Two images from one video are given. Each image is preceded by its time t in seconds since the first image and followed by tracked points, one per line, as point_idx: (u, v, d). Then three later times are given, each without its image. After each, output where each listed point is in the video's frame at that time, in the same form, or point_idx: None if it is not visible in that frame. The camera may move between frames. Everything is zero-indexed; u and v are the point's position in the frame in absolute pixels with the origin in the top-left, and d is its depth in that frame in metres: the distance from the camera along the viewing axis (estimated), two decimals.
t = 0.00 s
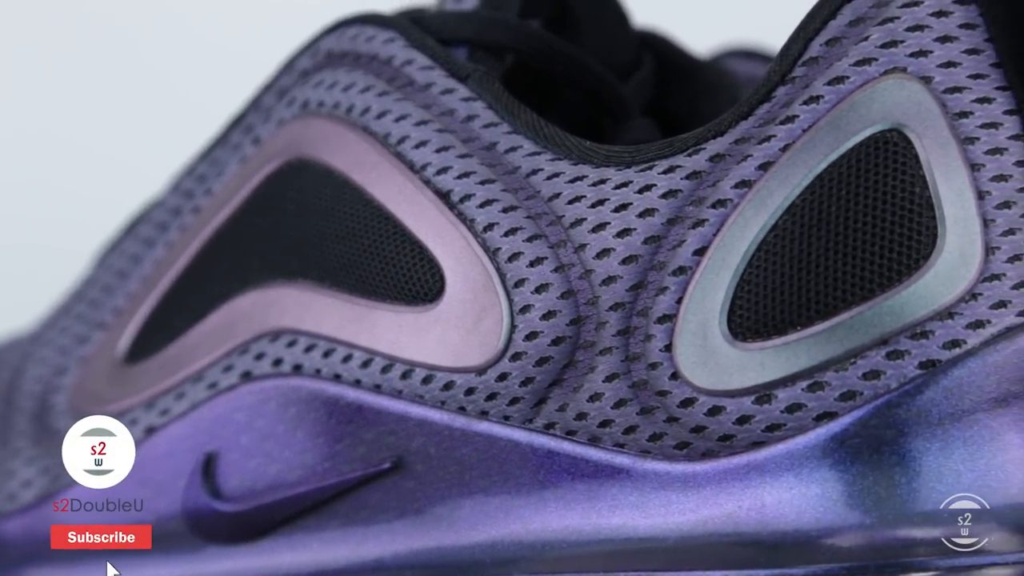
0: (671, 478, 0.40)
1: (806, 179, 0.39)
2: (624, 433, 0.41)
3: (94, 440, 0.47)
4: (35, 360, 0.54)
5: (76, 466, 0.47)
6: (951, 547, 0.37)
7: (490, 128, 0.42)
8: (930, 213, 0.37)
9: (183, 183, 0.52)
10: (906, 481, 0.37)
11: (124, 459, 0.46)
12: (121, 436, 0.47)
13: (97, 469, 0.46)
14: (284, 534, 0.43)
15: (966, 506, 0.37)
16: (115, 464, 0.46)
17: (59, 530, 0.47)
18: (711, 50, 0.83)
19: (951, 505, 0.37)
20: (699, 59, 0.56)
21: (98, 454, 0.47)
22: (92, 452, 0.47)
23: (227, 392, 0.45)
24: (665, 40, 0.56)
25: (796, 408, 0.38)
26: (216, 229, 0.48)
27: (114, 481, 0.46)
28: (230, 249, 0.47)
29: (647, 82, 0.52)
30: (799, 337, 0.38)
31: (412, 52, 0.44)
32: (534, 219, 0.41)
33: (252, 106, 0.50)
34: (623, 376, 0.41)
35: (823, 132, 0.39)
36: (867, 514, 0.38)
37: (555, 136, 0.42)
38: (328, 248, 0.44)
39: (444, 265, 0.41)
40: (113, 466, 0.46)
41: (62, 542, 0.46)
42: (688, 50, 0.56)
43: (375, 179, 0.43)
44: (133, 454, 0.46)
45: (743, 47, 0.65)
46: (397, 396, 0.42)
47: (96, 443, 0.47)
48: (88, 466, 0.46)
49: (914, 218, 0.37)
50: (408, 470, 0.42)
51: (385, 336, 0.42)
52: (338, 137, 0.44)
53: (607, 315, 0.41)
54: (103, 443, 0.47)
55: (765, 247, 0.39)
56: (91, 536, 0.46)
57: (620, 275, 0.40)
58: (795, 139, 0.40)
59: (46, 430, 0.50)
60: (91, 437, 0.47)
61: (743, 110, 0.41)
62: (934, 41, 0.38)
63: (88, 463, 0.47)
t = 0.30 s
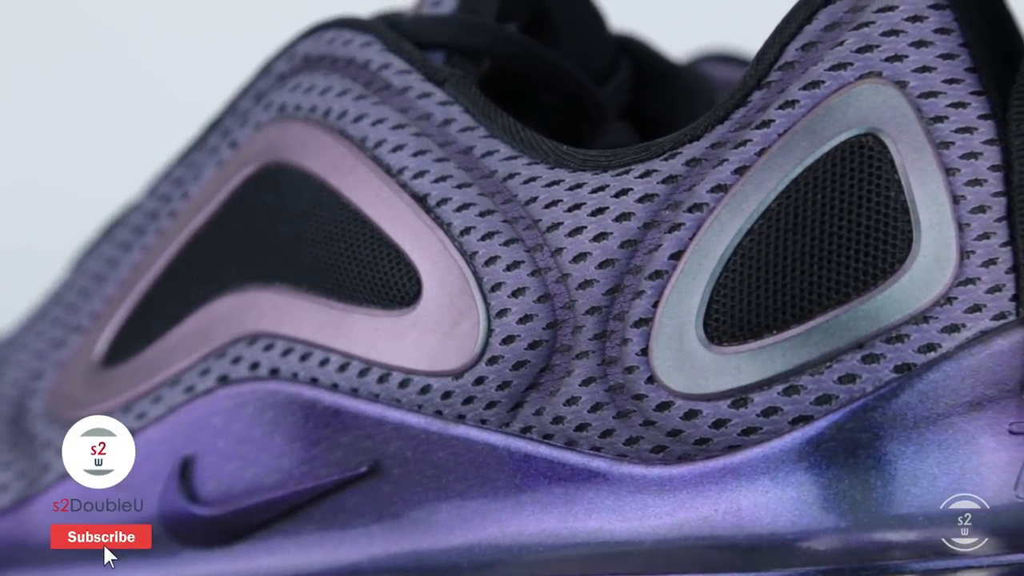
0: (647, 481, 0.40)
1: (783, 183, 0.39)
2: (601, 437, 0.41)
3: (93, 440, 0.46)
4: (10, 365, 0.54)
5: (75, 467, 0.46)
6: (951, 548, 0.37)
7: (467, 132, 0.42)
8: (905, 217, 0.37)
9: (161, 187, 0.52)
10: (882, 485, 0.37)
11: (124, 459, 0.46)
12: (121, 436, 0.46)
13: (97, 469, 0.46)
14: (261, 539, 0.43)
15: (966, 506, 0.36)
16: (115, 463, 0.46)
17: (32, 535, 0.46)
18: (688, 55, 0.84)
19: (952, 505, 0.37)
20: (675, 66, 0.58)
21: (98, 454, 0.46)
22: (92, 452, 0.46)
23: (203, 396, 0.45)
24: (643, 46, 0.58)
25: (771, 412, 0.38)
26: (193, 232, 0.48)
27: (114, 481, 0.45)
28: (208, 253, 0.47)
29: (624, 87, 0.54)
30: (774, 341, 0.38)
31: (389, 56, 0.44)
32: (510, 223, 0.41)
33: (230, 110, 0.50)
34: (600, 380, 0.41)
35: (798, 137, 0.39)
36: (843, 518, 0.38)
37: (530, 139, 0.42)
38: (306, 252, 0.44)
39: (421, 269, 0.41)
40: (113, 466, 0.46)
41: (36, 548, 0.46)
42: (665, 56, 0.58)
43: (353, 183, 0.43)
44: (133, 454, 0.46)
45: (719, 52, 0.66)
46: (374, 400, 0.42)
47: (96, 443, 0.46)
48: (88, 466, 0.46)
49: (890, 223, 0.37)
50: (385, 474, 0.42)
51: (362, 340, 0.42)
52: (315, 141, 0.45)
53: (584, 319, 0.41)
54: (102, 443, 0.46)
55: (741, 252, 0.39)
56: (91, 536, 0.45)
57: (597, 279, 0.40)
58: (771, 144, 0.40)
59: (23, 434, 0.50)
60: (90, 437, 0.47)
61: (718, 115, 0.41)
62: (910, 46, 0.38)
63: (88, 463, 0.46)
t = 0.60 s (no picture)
0: (628, 485, 0.40)
1: (763, 188, 0.39)
2: (582, 441, 0.41)
3: (92, 440, 0.46)
4: None
5: (75, 467, 0.46)
6: (951, 548, 0.37)
7: (448, 136, 0.43)
8: (884, 222, 0.37)
9: (142, 191, 0.52)
10: (862, 489, 0.37)
11: (124, 459, 0.45)
12: (121, 436, 0.46)
13: (97, 469, 0.45)
14: (242, 543, 0.43)
15: (967, 506, 0.37)
16: (116, 464, 0.45)
17: (15, 539, 0.46)
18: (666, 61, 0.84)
19: (952, 505, 0.37)
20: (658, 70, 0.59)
21: (98, 454, 0.46)
22: (92, 452, 0.46)
23: (184, 401, 0.45)
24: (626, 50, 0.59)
25: (751, 416, 0.38)
26: (173, 237, 0.48)
27: (115, 481, 0.45)
28: (189, 257, 0.47)
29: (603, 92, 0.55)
30: (754, 345, 0.38)
31: (370, 60, 0.45)
32: (491, 228, 0.41)
33: (211, 114, 0.51)
34: (581, 385, 0.41)
35: (778, 142, 0.39)
36: (823, 522, 0.38)
37: (510, 143, 0.42)
38: (287, 256, 0.44)
39: (402, 273, 0.42)
40: (114, 466, 0.45)
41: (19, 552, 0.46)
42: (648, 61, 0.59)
43: (334, 187, 0.43)
44: (134, 454, 0.45)
45: (700, 57, 0.66)
46: (355, 404, 0.42)
47: (96, 443, 0.46)
48: (88, 466, 0.46)
49: (870, 227, 0.38)
50: (366, 478, 0.42)
51: (343, 345, 0.42)
52: (296, 145, 0.45)
53: (565, 323, 0.41)
54: (102, 443, 0.46)
55: (722, 256, 0.39)
56: (91, 536, 0.45)
57: (578, 283, 0.40)
58: (751, 149, 0.40)
59: (4, 438, 0.50)
60: (90, 437, 0.46)
61: (699, 120, 0.41)
62: (889, 51, 0.38)
63: (88, 464, 0.46)
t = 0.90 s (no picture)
0: (609, 490, 0.40)
1: (744, 193, 0.39)
2: (563, 445, 0.41)
3: (92, 440, 0.46)
4: None
5: (75, 467, 0.46)
6: (951, 548, 0.37)
7: (430, 141, 0.43)
8: (864, 226, 0.37)
9: (124, 196, 0.52)
10: (842, 493, 0.37)
11: (124, 459, 0.45)
12: (121, 435, 0.45)
13: (97, 469, 0.45)
14: (224, 547, 0.43)
15: (966, 506, 0.36)
16: (116, 463, 0.45)
17: None
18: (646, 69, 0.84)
19: (951, 505, 0.37)
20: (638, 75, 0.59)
21: (98, 454, 0.46)
22: (92, 452, 0.46)
23: (166, 405, 0.45)
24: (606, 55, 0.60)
25: (732, 420, 0.38)
26: (155, 242, 0.48)
27: (115, 481, 0.45)
28: (171, 262, 0.48)
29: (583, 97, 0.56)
30: (735, 350, 0.38)
31: (352, 65, 0.45)
32: (473, 232, 0.41)
33: (193, 119, 0.51)
34: (562, 389, 0.41)
35: (759, 146, 0.39)
36: (803, 526, 0.38)
37: (492, 148, 0.42)
38: (269, 260, 0.44)
39: (384, 278, 0.42)
40: (113, 466, 0.45)
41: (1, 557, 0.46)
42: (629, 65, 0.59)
43: (315, 192, 0.43)
44: (133, 454, 0.45)
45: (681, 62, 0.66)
46: (337, 408, 0.42)
47: (96, 443, 0.46)
48: (88, 466, 0.45)
49: (850, 232, 0.38)
50: (348, 483, 0.42)
51: (325, 349, 0.42)
52: (278, 150, 0.45)
53: (546, 327, 0.41)
54: (103, 443, 0.46)
55: (702, 261, 0.39)
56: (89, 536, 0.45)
57: (559, 288, 0.40)
58: (732, 153, 0.40)
59: None
60: (90, 437, 0.46)
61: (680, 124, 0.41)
62: (870, 56, 0.38)
63: (88, 464, 0.45)
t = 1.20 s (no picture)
0: (588, 495, 0.39)
1: (723, 198, 0.39)
2: (543, 450, 0.41)
3: (92, 439, 0.46)
4: None
5: (75, 467, 0.45)
6: (952, 548, 0.36)
7: (410, 146, 0.43)
8: (843, 232, 0.37)
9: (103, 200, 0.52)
10: (821, 498, 0.37)
11: (124, 460, 0.45)
12: (121, 435, 0.45)
13: (97, 469, 0.45)
14: (203, 553, 0.43)
15: (966, 506, 0.36)
16: (115, 464, 0.45)
17: None
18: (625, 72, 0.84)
19: (952, 504, 0.36)
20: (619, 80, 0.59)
21: (98, 454, 0.45)
22: (92, 452, 0.45)
23: (146, 410, 0.45)
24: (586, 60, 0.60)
25: (711, 425, 0.38)
26: (135, 247, 0.49)
27: (115, 481, 0.45)
28: (150, 267, 0.48)
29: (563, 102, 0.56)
30: (714, 355, 0.38)
31: (332, 70, 0.45)
32: (453, 238, 0.41)
33: (173, 124, 0.51)
34: (541, 395, 0.41)
35: (738, 152, 0.39)
36: (782, 531, 0.37)
37: (471, 153, 0.42)
38: (249, 265, 0.44)
39: (364, 283, 0.42)
40: (113, 466, 0.45)
41: None
42: (609, 70, 0.59)
43: (295, 197, 0.44)
44: (133, 454, 0.45)
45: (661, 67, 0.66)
46: (317, 414, 0.42)
47: (96, 443, 0.45)
48: (88, 466, 0.45)
49: (829, 237, 0.38)
50: (328, 488, 0.42)
51: (305, 354, 0.42)
52: (258, 155, 0.45)
53: (525, 333, 0.41)
54: (102, 443, 0.45)
55: (682, 266, 0.39)
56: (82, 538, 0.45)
57: (538, 293, 0.40)
58: (711, 159, 0.40)
59: None
60: (89, 437, 0.46)
61: (660, 129, 0.41)
62: (848, 62, 0.39)
63: (88, 465, 0.45)
